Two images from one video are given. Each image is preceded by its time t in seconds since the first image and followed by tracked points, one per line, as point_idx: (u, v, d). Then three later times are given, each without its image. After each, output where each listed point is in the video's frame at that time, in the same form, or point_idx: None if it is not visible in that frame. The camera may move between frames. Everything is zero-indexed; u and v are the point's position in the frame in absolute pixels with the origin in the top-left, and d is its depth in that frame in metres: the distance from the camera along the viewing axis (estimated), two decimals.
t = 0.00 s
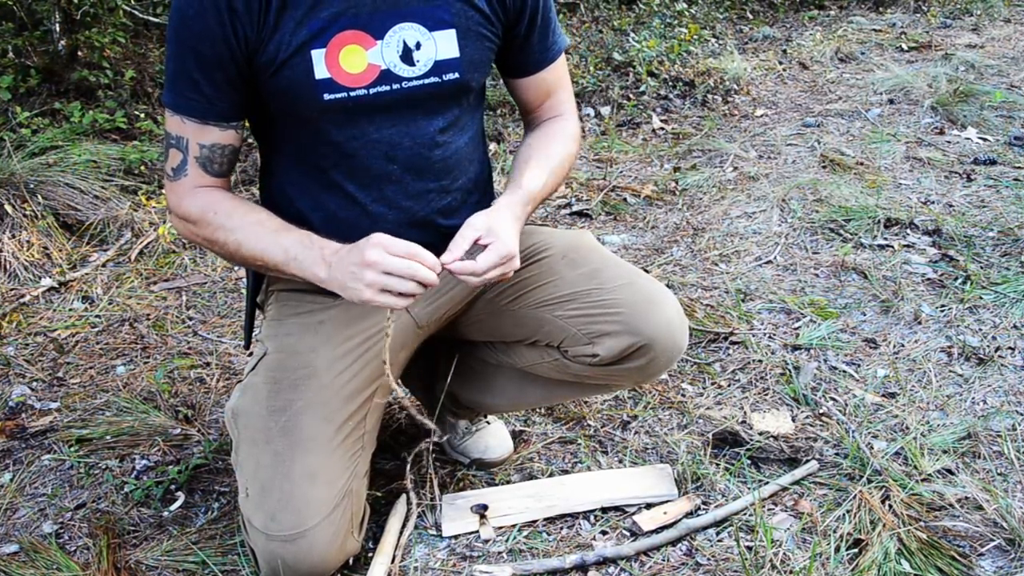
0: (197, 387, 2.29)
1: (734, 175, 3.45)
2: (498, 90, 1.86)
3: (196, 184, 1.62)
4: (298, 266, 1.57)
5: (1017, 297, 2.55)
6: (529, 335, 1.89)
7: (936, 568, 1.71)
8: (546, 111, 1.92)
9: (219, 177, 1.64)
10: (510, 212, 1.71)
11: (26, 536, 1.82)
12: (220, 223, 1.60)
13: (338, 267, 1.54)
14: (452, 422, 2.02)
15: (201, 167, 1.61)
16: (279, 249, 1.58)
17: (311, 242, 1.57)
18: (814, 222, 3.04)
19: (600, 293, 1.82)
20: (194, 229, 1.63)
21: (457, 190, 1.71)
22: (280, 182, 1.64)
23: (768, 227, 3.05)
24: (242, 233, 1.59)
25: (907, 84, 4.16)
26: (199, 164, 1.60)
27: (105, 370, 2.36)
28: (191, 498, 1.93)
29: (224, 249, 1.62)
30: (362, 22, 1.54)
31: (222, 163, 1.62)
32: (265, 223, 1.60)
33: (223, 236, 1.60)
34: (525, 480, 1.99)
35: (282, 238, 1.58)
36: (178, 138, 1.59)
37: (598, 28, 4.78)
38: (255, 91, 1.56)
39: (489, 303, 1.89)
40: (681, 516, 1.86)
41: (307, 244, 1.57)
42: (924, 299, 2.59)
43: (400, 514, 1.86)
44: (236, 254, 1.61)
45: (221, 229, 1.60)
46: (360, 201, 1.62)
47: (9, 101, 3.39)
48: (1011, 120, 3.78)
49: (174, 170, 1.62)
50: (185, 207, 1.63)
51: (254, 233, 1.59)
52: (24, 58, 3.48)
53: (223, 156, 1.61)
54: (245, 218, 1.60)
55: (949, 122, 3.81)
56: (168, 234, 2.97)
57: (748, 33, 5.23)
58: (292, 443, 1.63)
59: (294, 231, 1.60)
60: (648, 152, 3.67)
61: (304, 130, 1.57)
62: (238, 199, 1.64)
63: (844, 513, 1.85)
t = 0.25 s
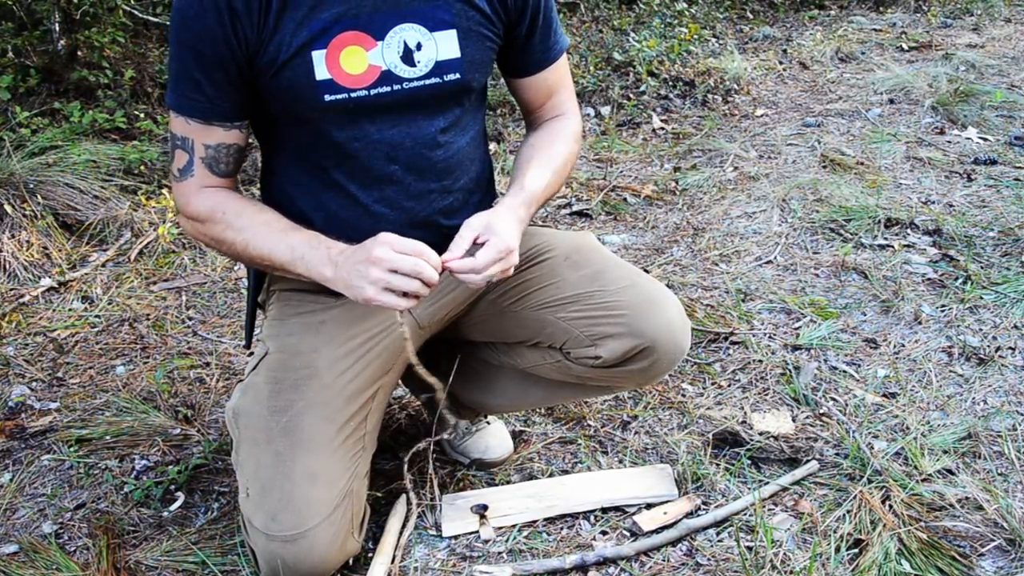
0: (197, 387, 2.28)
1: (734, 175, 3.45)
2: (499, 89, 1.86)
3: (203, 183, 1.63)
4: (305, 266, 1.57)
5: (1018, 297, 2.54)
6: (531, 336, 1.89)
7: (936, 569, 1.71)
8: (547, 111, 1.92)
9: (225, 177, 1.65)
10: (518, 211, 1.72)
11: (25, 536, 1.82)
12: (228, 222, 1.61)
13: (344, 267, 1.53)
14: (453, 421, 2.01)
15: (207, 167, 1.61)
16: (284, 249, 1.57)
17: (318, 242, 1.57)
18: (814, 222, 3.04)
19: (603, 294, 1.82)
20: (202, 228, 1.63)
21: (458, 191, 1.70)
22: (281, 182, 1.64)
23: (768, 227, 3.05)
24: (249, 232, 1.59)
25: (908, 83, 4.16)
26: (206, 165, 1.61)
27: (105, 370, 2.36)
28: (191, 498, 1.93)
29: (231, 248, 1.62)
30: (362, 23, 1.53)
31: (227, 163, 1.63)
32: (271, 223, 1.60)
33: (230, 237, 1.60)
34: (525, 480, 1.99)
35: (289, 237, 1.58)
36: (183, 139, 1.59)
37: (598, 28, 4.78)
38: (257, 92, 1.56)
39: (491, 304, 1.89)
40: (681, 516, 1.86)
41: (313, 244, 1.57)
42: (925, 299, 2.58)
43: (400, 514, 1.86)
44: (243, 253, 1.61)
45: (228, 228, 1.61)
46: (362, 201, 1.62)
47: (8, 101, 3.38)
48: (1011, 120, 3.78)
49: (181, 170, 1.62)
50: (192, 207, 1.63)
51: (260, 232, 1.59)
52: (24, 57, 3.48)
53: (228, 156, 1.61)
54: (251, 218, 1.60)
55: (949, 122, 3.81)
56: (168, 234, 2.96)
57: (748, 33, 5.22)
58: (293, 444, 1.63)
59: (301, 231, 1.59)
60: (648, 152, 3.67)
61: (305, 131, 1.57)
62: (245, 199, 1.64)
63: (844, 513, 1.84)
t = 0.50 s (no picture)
0: (197, 387, 2.28)
1: (734, 175, 3.44)
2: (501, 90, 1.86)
3: (203, 182, 1.63)
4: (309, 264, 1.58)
5: (1018, 297, 2.54)
6: (533, 336, 1.89)
7: (936, 569, 1.70)
8: (550, 111, 1.91)
9: (224, 174, 1.65)
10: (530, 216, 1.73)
11: (25, 537, 1.82)
12: (228, 221, 1.61)
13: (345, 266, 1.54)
14: (453, 422, 2.01)
15: (206, 165, 1.61)
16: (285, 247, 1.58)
17: (318, 239, 1.57)
18: (815, 222, 3.04)
19: (605, 295, 1.81)
20: (205, 228, 1.64)
21: (459, 191, 1.70)
22: (283, 182, 1.64)
23: (769, 227, 3.04)
24: (249, 231, 1.60)
25: (908, 83, 4.16)
26: (204, 163, 1.61)
27: (104, 371, 2.36)
28: (190, 498, 1.93)
29: (235, 246, 1.63)
30: (364, 23, 1.53)
31: (227, 161, 1.62)
32: (271, 220, 1.60)
33: (233, 234, 1.61)
34: (525, 481, 1.99)
35: (289, 234, 1.58)
36: (183, 138, 1.59)
37: (598, 27, 4.78)
38: (258, 92, 1.56)
39: (492, 304, 1.89)
40: (681, 516, 1.85)
41: (314, 241, 1.57)
42: (925, 299, 2.58)
43: (400, 514, 1.86)
44: (247, 251, 1.62)
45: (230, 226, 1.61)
46: (363, 201, 1.61)
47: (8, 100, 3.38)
48: (1011, 120, 3.78)
49: (180, 169, 1.62)
50: (194, 205, 1.64)
51: (260, 229, 1.59)
52: (23, 57, 3.48)
53: (228, 155, 1.61)
54: (252, 217, 1.60)
55: (950, 122, 3.81)
56: (168, 234, 2.96)
57: (748, 33, 5.22)
58: (294, 444, 1.63)
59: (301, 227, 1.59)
60: (648, 152, 3.67)
61: (306, 131, 1.57)
62: (246, 196, 1.64)
63: (845, 513, 1.84)
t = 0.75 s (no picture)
0: (196, 387, 2.28)
1: (734, 175, 3.44)
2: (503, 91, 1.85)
3: (200, 181, 1.63)
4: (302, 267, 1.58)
5: (1019, 297, 2.54)
6: (533, 337, 1.88)
7: (936, 569, 1.70)
8: (552, 112, 1.91)
9: (222, 173, 1.65)
10: (536, 219, 1.73)
11: (24, 537, 1.82)
12: (222, 223, 1.61)
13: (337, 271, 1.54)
14: (453, 422, 2.01)
15: (204, 164, 1.61)
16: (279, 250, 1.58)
17: (308, 244, 1.56)
18: (815, 222, 3.04)
19: (605, 295, 1.81)
20: (201, 228, 1.64)
21: (460, 191, 1.70)
22: (283, 182, 1.64)
23: (769, 227, 3.04)
24: (245, 233, 1.59)
25: (908, 83, 4.15)
26: (202, 162, 1.61)
27: (104, 371, 2.35)
28: (190, 499, 1.93)
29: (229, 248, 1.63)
30: (365, 23, 1.53)
31: (224, 160, 1.62)
32: (266, 222, 1.60)
33: (225, 235, 1.61)
34: (525, 481, 1.99)
35: (282, 238, 1.58)
36: (182, 136, 1.58)
37: (598, 27, 4.78)
38: (259, 92, 1.56)
39: (493, 304, 1.88)
40: (681, 516, 1.85)
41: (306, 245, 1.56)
42: (925, 299, 2.58)
43: (400, 514, 1.85)
44: (241, 253, 1.63)
45: (225, 228, 1.61)
46: (363, 201, 1.61)
47: (7, 100, 3.38)
48: (1012, 119, 3.77)
49: (178, 168, 1.62)
50: (191, 205, 1.64)
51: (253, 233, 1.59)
52: (23, 57, 3.47)
53: (227, 154, 1.61)
54: (246, 219, 1.60)
55: (950, 121, 3.81)
56: (167, 234, 2.96)
57: (748, 33, 5.22)
58: (295, 444, 1.63)
59: (295, 230, 1.59)
60: (648, 151, 3.67)
61: (307, 131, 1.56)
62: (241, 197, 1.64)
63: (845, 513, 1.84)
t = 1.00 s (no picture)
0: (196, 387, 2.28)
1: (735, 175, 3.44)
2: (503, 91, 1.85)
3: (200, 181, 1.63)
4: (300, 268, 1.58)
5: (1019, 297, 2.54)
6: (533, 337, 1.88)
7: (937, 569, 1.70)
8: (551, 112, 1.91)
9: (222, 173, 1.64)
10: (538, 219, 1.74)
11: (24, 537, 1.81)
12: (221, 224, 1.61)
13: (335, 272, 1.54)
14: (453, 422, 2.01)
15: (203, 163, 1.61)
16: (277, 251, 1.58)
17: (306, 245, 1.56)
18: (815, 222, 3.04)
19: (605, 295, 1.81)
20: (201, 228, 1.64)
21: (460, 191, 1.69)
22: (283, 182, 1.63)
23: (769, 227, 3.04)
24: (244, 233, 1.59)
25: (908, 83, 4.15)
26: (202, 162, 1.60)
27: (104, 371, 2.35)
28: (190, 499, 1.92)
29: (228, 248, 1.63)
30: (364, 23, 1.53)
31: (224, 160, 1.62)
32: (264, 223, 1.59)
33: (224, 236, 1.61)
34: (525, 481, 1.98)
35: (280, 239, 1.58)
36: (181, 136, 1.58)
37: (598, 27, 4.77)
38: (259, 92, 1.56)
39: (493, 304, 1.88)
40: (681, 516, 1.85)
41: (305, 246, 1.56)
42: (926, 299, 2.58)
43: (400, 514, 1.85)
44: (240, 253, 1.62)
45: (224, 228, 1.61)
46: (364, 201, 1.61)
47: (7, 100, 3.38)
48: (1012, 119, 3.77)
49: (179, 168, 1.62)
50: (191, 204, 1.64)
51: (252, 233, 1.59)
52: (23, 57, 3.47)
53: (227, 154, 1.61)
54: (245, 220, 1.60)
55: (950, 121, 3.80)
56: (167, 234, 2.96)
57: (748, 32, 5.22)
58: (295, 444, 1.62)
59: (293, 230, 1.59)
60: (648, 151, 3.67)
61: (307, 131, 1.56)
62: (241, 197, 1.64)
63: (845, 513, 1.84)
